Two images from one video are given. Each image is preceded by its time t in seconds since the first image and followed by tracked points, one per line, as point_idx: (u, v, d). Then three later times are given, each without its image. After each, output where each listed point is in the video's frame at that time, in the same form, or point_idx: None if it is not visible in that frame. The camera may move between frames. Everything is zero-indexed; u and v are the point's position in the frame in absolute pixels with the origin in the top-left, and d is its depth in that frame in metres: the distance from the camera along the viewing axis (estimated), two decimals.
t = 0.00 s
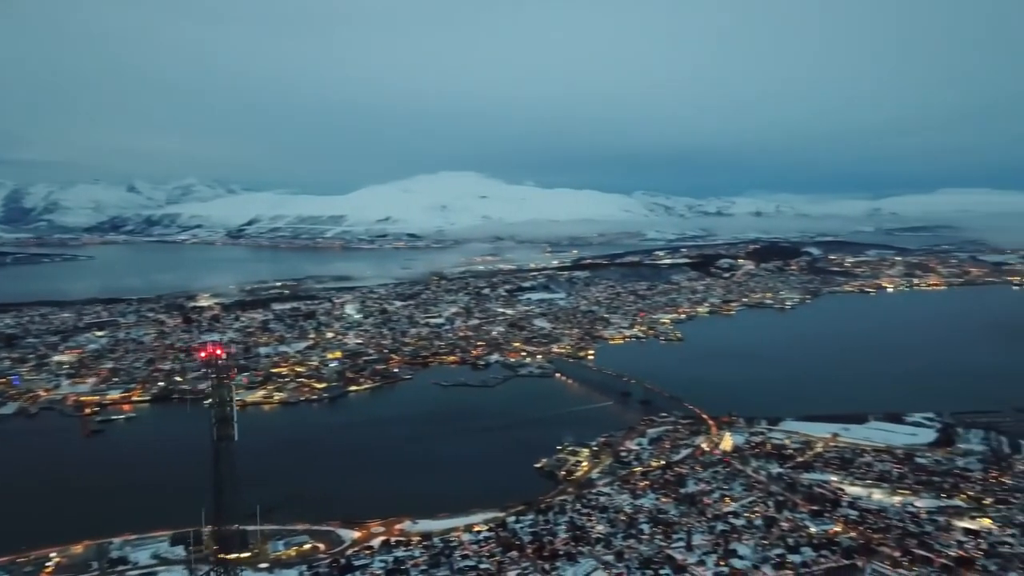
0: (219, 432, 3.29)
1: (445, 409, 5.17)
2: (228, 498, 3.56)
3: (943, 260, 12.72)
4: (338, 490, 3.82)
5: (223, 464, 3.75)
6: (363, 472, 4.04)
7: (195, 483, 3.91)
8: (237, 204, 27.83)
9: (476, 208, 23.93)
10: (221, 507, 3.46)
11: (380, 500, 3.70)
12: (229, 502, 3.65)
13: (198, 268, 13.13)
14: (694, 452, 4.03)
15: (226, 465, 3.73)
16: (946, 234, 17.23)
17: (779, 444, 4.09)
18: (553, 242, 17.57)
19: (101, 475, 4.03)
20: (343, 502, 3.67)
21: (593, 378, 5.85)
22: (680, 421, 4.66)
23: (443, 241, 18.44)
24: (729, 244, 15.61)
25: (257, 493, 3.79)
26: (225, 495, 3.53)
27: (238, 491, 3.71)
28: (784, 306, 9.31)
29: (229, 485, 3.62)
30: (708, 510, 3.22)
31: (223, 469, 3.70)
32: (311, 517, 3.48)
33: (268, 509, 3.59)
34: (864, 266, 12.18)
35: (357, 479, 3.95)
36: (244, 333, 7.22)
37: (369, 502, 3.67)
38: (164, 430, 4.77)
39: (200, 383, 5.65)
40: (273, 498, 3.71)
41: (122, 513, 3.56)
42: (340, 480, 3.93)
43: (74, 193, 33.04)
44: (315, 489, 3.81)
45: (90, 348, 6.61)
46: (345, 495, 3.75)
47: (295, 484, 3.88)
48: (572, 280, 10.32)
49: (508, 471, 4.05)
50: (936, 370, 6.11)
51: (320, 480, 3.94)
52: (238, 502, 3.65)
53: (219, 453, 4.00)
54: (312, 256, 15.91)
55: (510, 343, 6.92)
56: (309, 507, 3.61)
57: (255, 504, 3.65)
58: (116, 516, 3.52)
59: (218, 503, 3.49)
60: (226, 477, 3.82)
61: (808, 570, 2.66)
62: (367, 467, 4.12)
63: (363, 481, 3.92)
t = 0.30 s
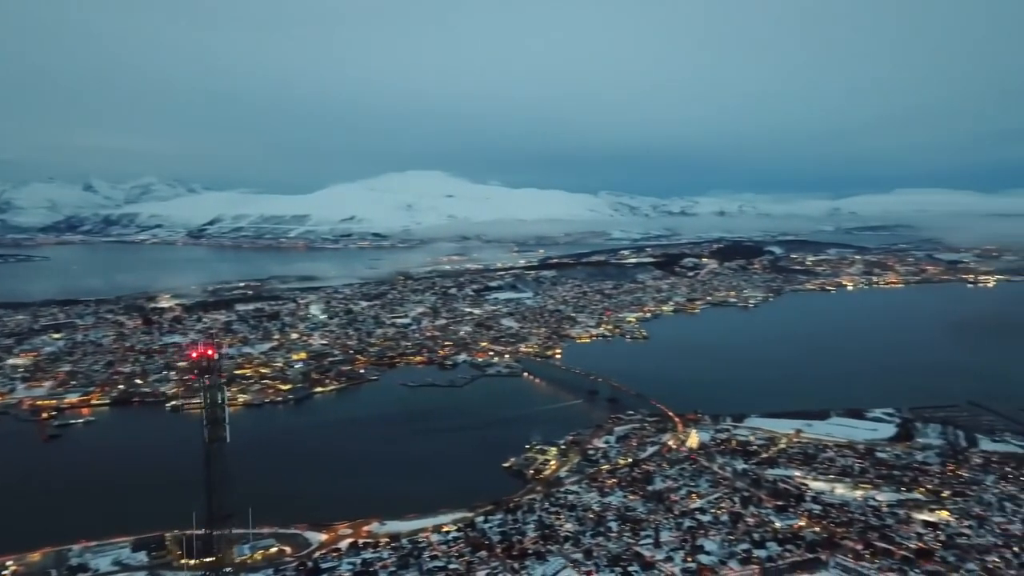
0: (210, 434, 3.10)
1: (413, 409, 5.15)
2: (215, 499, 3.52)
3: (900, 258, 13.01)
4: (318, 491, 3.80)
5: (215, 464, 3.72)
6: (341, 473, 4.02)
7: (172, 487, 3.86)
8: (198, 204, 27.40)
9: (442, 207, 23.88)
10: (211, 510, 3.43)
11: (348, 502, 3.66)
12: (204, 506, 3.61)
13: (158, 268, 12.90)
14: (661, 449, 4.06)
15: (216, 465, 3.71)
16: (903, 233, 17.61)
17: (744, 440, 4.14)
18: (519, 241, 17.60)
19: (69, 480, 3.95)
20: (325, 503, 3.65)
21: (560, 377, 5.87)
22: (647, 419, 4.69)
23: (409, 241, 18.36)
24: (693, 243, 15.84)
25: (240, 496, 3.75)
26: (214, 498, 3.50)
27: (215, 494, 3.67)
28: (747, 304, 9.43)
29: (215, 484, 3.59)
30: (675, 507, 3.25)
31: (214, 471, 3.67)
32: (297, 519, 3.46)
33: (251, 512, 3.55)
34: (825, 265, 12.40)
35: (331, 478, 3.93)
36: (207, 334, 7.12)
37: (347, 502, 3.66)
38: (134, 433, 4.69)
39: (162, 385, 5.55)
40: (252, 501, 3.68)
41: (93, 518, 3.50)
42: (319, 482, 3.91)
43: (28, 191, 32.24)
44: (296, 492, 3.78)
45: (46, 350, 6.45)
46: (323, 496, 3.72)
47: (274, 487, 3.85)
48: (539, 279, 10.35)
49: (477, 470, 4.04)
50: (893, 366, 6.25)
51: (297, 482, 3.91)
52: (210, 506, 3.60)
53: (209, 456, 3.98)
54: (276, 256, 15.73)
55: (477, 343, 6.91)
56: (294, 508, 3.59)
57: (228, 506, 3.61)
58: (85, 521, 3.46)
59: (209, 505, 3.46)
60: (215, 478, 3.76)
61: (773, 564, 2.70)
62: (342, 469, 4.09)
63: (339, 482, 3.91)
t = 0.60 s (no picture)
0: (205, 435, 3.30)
1: (387, 410, 5.13)
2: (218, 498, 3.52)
3: (869, 257, 13.20)
4: (298, 492, 3.78)
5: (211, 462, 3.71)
6: (323, 474, 4.00)
7: (155, 489, 3.83)
8: (167, 203, 27.01)
9: (416, 207, 23.78)
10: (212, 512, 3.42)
11: (324, 503, 3.65)
12: (178, 509, 3.58)
13: (127, 269, 12.70)
14: (636, 447, 4.09)
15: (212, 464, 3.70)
16: (872, 232, 17.90)
17: (718, 438, 4.18)
18: (494, 241, 17.58)
19: (46, 483, 3.90)
20: (310, 504, 3.64)
21: (536, 376, 5.88)
22: (622, 418, 4.72)
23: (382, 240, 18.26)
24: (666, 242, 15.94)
25: (236, 496, 3.73)
26: (213, 497, 3.49)
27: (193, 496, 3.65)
28: (720, 303, 9.52)
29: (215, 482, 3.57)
30: (650, 505, 3.27)
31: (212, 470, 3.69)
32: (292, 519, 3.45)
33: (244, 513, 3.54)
34: (796, 264, 12.55)
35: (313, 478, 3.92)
36: (177, 335, 7.02)
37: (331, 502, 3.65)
38: (112, 435, 4.63)
39: (132, 388, 5.46)
40: (230, 502, 3.65)
41: (70, 521, 3.46)
42: (301, 483, 3.89)
43: None
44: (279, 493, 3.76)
45: (11, 352, 6.32)
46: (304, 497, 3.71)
47: (259, 487, 3.83)
48: (514, 279, 10.35)
49: (453, 470, 4.04)
50: (864, 363, 6.34)
51: (277, 482, 3.88)
52: (187, 509, 3.57)
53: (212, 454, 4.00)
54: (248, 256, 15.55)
55: (452, 343, 6.89)
56: (282, 509, 3.58)
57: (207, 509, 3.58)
58: (62, 525, 3.42)
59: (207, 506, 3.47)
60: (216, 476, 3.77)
61: (748, 560, 2.72)
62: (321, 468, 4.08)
63: (320, 482, 3.89)
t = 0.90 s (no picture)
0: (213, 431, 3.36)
1: (368, 410, 5.11)
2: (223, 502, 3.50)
3: (846, 256, 13.35)
4: (280, 493, 3.76)
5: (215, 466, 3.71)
6: (307, 474, 3.98)
7: (143, 491, 3.79)
8: (143, 203, 26.69)
9: (396, 206, 23.69)
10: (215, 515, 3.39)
11: (306, 504, 3.63)
12: (157, 512, 3.54)
13: (102, 269, 12.54)
14: (617, 446, 4.10)
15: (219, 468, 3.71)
16: (848, 232, 18.15)
17: (699, 436, 4.20)
18: (474, 240, 17.56)
19: (29, 485, 3.85)
20: (294, 505, 3.62)
21: (516, 375, 5.88)
22: (603, 416, 4.73)
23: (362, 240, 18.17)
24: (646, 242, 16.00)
25: (232, 497, 3.70)
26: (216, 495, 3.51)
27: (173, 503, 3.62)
28: (700, 302, 9.58)
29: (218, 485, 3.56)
30: (632, 503, 3.28)
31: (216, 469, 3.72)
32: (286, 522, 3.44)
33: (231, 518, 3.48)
34: (774, 263, 12.66)
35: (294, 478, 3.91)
36: (154, 336, 6.95)
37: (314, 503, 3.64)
38: (92, 437, 4.58)
39: (108, 389, 5.39)
40: (203, 507, 3.58)
41: (57, 524, 3.42)
42: (283, 483, 3.87)
43: None
44: (260, 493, 3.74)
45: None
46: (286, 498, 3.69)
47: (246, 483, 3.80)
48: (494, 278, 10.35)
49: (434, 470, 4.03)
50: (843, 361, 6.41)
51: (255, 481, 3.85)
52: (166, 512, 3.54)
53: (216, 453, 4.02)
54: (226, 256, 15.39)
55: (433, 343, 6.88)
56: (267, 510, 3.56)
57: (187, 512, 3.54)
58: (51, 527, 3.39)
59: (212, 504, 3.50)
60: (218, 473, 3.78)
61: (729, 557, 2.74)
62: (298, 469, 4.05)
63: (305, 482, 3.88)
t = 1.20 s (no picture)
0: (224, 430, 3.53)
1: (356, 410, 5.10)
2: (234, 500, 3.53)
3: (832, 256, 13.42)
4: (274, 493, 3.74)
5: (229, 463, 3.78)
6: (299, 474, 3.97)
7: (132, 491, 3.77)
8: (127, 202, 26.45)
9: (384, 206, 23.61)
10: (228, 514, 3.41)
11: (294, 504, 3.61)
12: (144, 513, 3.52)
13: (86, 269, 12.41)
14: (606, 445, 4.11)
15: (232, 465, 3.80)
16: (833, 232, 18.23)
17: (687, 435, 4.21)
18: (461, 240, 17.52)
19: (13, 486, 3.82)
20: (289, 504, 3.61)
21: (505, 375, 5.88)
22: (592, 416, 4.74)
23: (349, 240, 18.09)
24: (634, 241, 16.02)
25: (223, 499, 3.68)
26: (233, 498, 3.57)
27: (158, 505, 3.59)
28: (687, 301, 9.61)
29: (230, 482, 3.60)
30: (621, 502, 3.29)
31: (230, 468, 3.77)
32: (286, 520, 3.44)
33: (219, 518, 3.47)
34: (760, 263, 12.71)
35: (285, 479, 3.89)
36: (140, 336, 6.90)
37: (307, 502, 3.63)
38: (80, 438, 4.54)
39: (93, 390, 5.34)
40: (189, 509, 3.56)
41: (44, 524, 3.40)
42: (275, 484, 3.85)
43: None
44: (254, 495, 3.71)
45: None
46: (280, 498, 3.67)
47: (237, 485, 3.79)
48: (482, 278, 10.33)
49: (423, 470, 4.03)
50: (830, 360, 6.43)
51: (246, 482, 3.83)
52: (153, 513, 3.52)
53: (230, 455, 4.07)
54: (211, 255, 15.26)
55: (421, 342, 6.86)
56: (265, 509, 3.55)
57: (173, 513, 3.52)
58: (36, 528, 3.36)
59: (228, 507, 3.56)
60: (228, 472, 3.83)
61: (717, 556, 2.75)
62: (289, 471, 4.03)
63: (296, 483, 3.86)
